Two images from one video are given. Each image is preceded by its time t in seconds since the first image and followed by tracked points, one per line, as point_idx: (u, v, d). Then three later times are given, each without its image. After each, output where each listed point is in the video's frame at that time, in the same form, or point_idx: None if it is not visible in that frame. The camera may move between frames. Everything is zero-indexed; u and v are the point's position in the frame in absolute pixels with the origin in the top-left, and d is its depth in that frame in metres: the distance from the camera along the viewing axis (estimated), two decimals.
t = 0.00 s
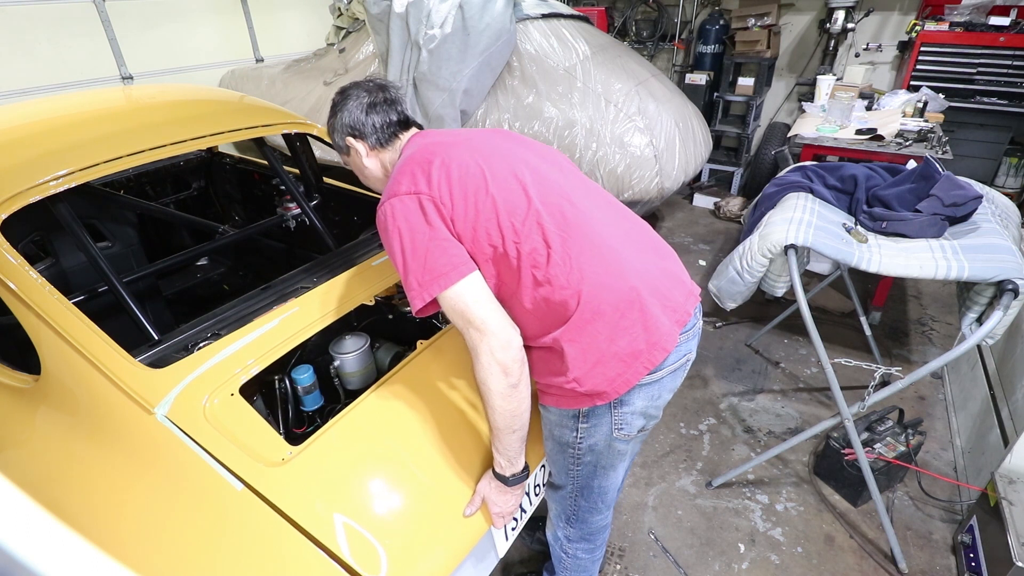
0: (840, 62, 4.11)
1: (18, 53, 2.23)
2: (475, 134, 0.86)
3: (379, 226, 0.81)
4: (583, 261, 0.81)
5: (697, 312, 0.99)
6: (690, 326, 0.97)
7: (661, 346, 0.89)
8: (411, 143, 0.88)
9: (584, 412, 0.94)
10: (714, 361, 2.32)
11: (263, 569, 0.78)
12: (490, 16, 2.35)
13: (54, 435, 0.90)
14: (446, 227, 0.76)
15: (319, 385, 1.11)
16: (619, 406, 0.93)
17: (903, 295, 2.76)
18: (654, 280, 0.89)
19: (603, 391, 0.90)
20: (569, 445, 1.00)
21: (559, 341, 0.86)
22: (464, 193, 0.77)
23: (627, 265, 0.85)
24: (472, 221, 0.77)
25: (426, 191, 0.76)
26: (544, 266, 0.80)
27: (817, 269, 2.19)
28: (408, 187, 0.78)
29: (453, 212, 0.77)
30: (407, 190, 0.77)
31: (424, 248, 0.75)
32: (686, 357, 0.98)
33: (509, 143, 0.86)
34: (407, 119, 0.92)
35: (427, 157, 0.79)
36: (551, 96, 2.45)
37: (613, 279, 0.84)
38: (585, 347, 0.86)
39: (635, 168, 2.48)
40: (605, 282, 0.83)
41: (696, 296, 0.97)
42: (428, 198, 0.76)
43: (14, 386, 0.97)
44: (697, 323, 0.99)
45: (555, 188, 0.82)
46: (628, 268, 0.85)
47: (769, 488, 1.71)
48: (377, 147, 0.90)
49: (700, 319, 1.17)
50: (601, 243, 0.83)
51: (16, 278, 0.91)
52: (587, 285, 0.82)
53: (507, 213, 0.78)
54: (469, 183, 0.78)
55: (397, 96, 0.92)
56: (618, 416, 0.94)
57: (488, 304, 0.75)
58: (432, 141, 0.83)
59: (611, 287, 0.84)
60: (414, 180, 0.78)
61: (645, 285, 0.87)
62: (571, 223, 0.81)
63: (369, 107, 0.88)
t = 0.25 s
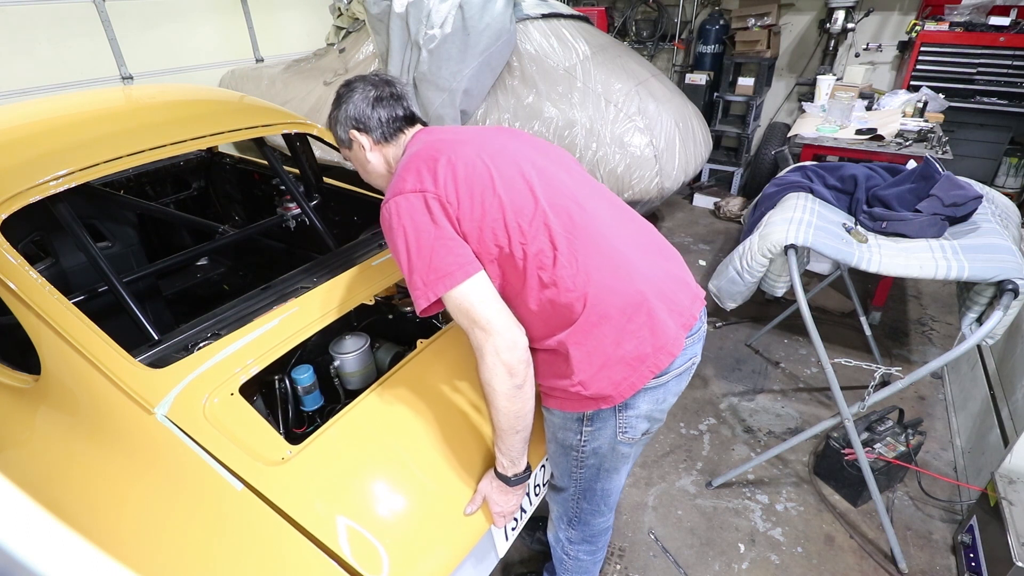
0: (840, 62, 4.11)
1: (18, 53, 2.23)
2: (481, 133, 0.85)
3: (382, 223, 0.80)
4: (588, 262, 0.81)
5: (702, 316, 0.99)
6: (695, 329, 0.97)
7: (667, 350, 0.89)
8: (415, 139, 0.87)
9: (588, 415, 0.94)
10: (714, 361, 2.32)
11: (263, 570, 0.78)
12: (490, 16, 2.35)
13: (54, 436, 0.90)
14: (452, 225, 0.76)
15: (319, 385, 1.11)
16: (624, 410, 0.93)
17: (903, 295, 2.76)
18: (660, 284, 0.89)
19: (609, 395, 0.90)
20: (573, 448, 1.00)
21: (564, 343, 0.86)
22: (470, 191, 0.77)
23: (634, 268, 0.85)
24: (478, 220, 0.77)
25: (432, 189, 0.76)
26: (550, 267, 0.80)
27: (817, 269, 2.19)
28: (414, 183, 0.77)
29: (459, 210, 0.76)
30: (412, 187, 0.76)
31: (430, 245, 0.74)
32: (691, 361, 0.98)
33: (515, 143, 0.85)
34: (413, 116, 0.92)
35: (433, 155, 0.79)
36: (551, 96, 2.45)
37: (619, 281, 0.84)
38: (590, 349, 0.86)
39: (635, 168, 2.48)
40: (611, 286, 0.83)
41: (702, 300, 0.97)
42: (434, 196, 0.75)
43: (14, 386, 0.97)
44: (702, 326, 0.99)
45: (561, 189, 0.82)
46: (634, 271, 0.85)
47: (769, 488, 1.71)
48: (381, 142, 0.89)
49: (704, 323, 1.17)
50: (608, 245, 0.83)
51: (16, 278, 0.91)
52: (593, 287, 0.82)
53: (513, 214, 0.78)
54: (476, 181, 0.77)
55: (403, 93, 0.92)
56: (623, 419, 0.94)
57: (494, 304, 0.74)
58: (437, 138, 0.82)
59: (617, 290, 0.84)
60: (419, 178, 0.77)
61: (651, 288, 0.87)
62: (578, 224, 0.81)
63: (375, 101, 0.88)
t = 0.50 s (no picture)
0: (840, 62, 4.11)
1: (18, 53, 2.23)
2: (487, 129, 0.84)
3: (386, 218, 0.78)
4: (594, 264, 0.81)
5: (706, 320, 0.99)
6: (699, 332, 0.97)
7: (671, 354, 0.90)
8: (421, 134, 0.85)
9: (591, 418, 0.94)
10: (714, 361, 2.32)
11: (263, 570, 0.78)
12: (490, 16, 2.35)
13: (54, 436, 0.90)
14: (458, 223, 0.75)
15: (318, 385, 1.11)
16: (627, 413, 0.94)
17: (903, 295, 2.76)
18: (666, 288, 0.89)
19: (613, 398, 0.90)
20: (575, 450, 1.00)
21: (568, 345, 0.86)
22: (478, 189, 0.76)
23: (640, 271, 0.85)
24: (485, 218, 0.76)
25: (439, 186, 0.75)
26: (556, 268, 0.80)
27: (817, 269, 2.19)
28: (420, 179, 0.76)
29: (466, 208, 0.76)
30: (419, 183, 0.75)
31: (436, 242, 0.73)
32: (695, 364, 0.98)
33: (522, 141, 0.85)
34: (421, 111, 0.92)
35: (440, 151, 0.78)
36: (551, 96, 2.45)
37: (624, 284, 0.84)
38: (594, 352, 0.86)
39: (635, 168, 2.48)
40: (616, 288, 0.83)
41: (706, 305, 0.98)
42: (441, 193, 0.74)
43: (14, 386, 0.97)
44: (706, 330, 1.00)
45: (569, 189, 0.82)
46: (640, 274, 0.85)
47: (769, 488, 1.71)
48: (389, 131, 0.88)
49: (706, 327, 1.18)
50: (614, 247, 0.83)
51: (17, 278, 0.91)
52: (599, 288, 0.82)
53: (521, 213, 0.77)
54: (484, 179, 0.77)
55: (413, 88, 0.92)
56: (626, 422, 0.95)
57: (499, 302, 0.74)
58: (444, 134, 0.81)
59: (622, 292, 0.84)
60: (426, 174, 0.76)
61: (657, 292, 0.87)
62: (585, 225, 0.81)
63: (386, 92, 0.88)
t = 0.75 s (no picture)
0: (840, 62, 4.11)
1: (18, 53, 2.23)
2: (497, 123, 0.83)
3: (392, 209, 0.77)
4: (602, 265, 0.81)
5: (711, 325, 0.99)
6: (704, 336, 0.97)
7: (676, 358, 0.90)
8: (429, 124, 0.84)
9: (594, 419, 0.94)
10: (714, 361, 2.32)
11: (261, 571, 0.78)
12: (490, 16, 2.34)
13: (54, 436, 0.90)
14: (467, 218, 0.74)
15: (318, 385, 1.11)
16: (630, 416, 0.94)
17: (903, 295, 2.76)
18: (673, 292, 0.89)
19: (617, 402, 0.90)
20: (577, 452, 1.00)
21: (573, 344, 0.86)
22: (488, 185, 0.75)
23: (647, 275, 0.85)
24: (495, 215, 0.76)
25: (448, 178, 0.74)
26: (563, 267, 0.79)
27: (817, 269, 2.19)
28: (430, 171, 0.74)
29: (475, 202, 0.75)
30: (428, 174, 0.74)
31: (445, 236, 0.72)
32: (699, 368, 0.98)
33: (532, 138, 0.84)
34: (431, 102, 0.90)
35: (451, 143, 0.77)
36: (551, 96, 2.45)
37: (631, 286, 0.84)
38: (599, 353, 0.86)
39: (635, 168, 2.48)
40: (624, 290, 0.83)
41: (711, 310, 0.98)
42: (451, 186, 0.73)
43: (14, 386, 0.97)
44: (711, 334, 1.00)
45: (579, 189, 0.82)
46: (648, 277, 0.85)
47: (770, 488, 1.71)
48: (400, 117, 0.85)
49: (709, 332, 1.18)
50: (622, 249, 0.83)
51: (17, 278, 0.91)
52: (605, 289, 0.82)
53: (531, 211, 0.77)
54: (495, 174, 0.76)
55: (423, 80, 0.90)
56: (628, 424, 0.95)
57: (506, 299, 0.74)
58: (454, 126, 0.80)
59: (628, 294, 0.83)
60: (435, 166, 0.75)
61: (664, 297, 0.87)
62: (594, 225, 0.80)
63: (398, 78, 0.85)
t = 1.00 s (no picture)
0: (840, 62, 4.11)
1: (18, 53, 2.23)
2: (507, 116, 0.82)
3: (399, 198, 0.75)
4: (609, 265, 0.81)
5: (714, 331, 0.99)
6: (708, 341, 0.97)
7: (681, 362, 0.90)
8: (438, 113, 0.82)
9: (596, 421, 0.94)
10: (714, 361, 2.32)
11: (262, 570, 0.78)
12: (490, 16, 2.33)
13: (54, 436, 0.90)
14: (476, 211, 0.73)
15: (318, 385, 1.11)
16: (632, 418, 0.93)
17: (903, 295, 2.76)
18: (679, 295, 0.89)
19: (620, 405, 0.90)
20: (578, 453, 0.99)
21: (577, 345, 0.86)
22: (498, 180, 0.74)
23: (654, 277, 0.85)
24: (504, 210, 0.75)
25: (458, 170, 0.73)
26: (571, 266, 0.79)
27: (817, 269, 2.19)
28: (440, 161, 0.73)
29: (485, 196, 0.74)
30: (437, 166, 0.73)
31: (455, 229, 0.71)
32: (702, 372, 0.98)
33: (542, 133, 0.84)
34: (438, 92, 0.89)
35: (462, 134, 0.76)
36: (551, 96, 2.45)
37: (637, 288, 0.84)
38: (604, 354, 0.86)
39: (635, 167, 2.48)
40: (631, 291, 0.83)
41: (716, 315, 0.98)
42: (460, 178, 0.73)
43: (14, 386, 0.97)
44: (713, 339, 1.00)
45: (589, 187, 0.81)
46: (655, 280, 0.85)
47: (769, 488, 1.71)
48: (407, 103, 0.84)
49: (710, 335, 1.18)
50: (629, 249, 0.83)
51: (17, 278, 0.91)
52: (612, 289, 0.82)
53: (540, 207, 0.76)
54: (506, 169, 0.75)
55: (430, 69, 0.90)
56: (630, 426, 0.95)
57: (513, 296, 0.73)
58: (465, 116, 0.79)
59: (633, 295, 0.83)
60: (444, 158, 0.74)
61: (671, 300, 0.87)
62: (603, 225, 0.80)
63: (407, 65, 0.84)
